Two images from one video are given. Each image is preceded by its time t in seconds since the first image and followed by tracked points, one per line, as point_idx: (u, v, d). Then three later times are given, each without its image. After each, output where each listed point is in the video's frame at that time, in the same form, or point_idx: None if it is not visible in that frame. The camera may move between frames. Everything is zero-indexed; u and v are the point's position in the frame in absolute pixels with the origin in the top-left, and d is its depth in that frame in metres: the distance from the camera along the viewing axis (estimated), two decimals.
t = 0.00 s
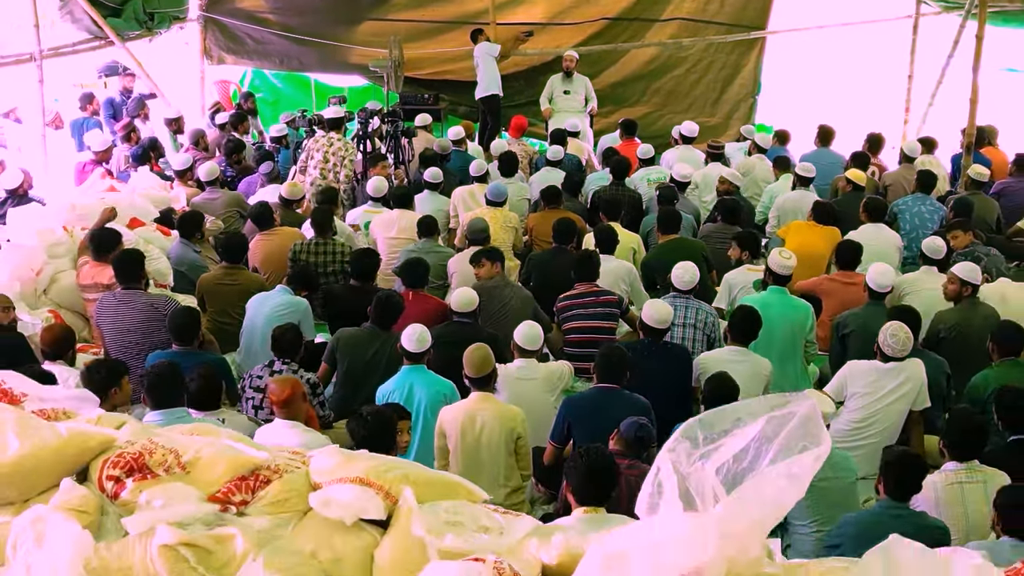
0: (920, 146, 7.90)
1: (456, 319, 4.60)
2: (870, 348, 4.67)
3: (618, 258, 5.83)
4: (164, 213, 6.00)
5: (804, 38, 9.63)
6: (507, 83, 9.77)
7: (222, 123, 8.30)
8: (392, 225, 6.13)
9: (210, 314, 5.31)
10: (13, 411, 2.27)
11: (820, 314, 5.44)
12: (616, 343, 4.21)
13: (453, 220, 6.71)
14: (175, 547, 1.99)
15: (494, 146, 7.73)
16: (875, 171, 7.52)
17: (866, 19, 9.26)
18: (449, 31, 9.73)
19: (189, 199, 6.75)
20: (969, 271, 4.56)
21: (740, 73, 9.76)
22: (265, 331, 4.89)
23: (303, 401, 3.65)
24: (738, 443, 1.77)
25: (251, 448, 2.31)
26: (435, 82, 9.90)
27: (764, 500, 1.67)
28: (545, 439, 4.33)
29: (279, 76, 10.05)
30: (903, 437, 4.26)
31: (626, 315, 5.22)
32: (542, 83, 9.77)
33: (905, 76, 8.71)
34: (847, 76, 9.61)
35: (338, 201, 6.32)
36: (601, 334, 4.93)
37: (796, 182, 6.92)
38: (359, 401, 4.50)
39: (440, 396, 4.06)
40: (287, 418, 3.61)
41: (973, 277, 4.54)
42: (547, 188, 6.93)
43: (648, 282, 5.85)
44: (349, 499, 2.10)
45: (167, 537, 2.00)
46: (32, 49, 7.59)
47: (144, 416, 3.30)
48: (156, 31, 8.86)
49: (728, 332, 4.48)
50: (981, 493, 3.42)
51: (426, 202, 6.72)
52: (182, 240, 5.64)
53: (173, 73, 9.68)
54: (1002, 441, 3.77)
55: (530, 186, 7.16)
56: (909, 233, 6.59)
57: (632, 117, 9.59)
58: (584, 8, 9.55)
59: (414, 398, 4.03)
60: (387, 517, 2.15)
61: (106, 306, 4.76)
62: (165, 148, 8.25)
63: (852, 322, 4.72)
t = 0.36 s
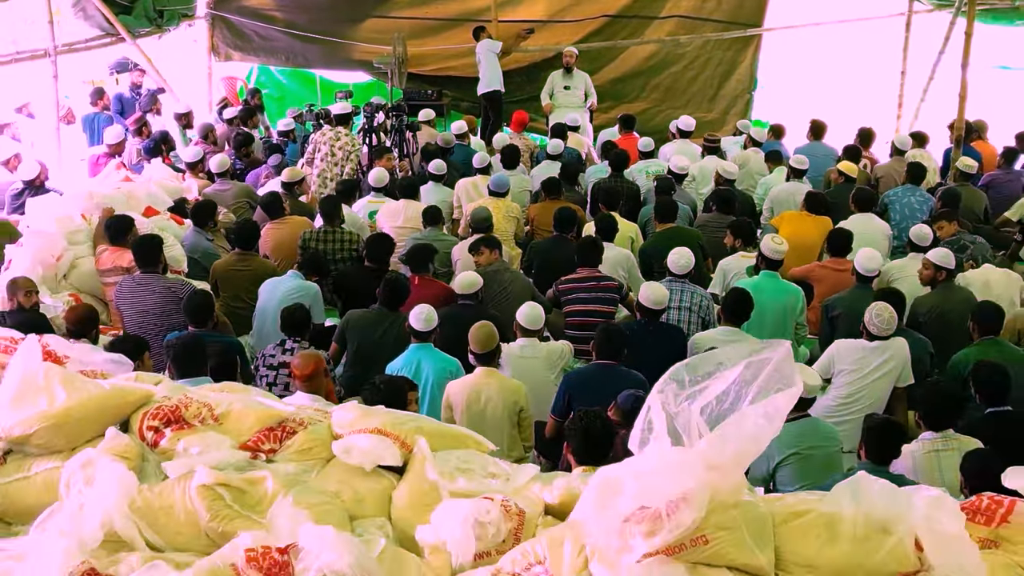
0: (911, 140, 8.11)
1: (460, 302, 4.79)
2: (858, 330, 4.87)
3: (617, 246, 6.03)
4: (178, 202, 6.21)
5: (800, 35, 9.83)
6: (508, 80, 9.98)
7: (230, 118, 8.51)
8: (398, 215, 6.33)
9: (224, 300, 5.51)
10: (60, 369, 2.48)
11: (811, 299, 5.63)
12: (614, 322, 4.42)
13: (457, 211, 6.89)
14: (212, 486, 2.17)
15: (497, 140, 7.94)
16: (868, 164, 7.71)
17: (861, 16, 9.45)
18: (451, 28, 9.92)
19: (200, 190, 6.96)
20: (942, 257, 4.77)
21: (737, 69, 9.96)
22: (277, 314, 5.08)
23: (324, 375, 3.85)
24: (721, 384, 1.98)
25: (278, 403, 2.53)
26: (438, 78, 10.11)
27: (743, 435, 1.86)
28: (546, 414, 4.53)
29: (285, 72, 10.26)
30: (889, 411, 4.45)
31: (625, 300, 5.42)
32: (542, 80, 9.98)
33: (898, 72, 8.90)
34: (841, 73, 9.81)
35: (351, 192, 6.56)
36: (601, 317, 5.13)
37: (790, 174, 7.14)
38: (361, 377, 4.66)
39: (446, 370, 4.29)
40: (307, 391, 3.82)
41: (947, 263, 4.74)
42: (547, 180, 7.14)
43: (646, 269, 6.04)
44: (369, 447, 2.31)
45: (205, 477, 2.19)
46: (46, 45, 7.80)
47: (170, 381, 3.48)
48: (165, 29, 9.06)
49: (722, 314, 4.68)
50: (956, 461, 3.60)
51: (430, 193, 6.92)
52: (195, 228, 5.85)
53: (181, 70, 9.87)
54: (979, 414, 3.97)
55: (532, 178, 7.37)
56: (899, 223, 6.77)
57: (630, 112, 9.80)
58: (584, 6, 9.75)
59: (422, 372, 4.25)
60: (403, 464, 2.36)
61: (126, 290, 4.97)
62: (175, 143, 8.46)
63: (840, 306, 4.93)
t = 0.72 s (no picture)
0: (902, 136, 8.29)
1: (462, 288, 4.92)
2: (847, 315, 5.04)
3: (616, 236, 6.20)
4: (188, 194, 6.37)
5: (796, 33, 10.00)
6: (508, 77, 10.17)
7: (236, 114, 8.69)
8: (402, 206, 6.50)
9: (235, 287, 5.69)
10: (93, 338, 2.63)
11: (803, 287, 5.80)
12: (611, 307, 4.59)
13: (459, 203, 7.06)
14: (238, 442, 2.35)
15: (497, 134, 8.13)
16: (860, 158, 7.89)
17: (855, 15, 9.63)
18: (452, 26, 10.10)
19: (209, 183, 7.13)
20: (923, 245, 5.01)
21: (734, 67, 10.14)
22: (286, 300, 5.25)
23: (334, 355, 4.01)
24: (708, 343, 2.14)
25: (297, 370, 2.71)
26: (440, 75, 10.29)
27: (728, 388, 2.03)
28: (546, 395, 4.70)
29: (289, 69, 10.45)
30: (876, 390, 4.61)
31: (624, 288, 5.59)
32: (542, 76, 10.16)
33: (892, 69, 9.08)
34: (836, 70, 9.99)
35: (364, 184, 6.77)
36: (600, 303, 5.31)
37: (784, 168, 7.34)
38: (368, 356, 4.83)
39: (450, 352, 4.43)
40: (317, 370, 3.98)
41: (928, 251, 4.99)
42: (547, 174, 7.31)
43: (643, 259, 6.21)
44: (383, 408, 2.49)
45: (233, 433, 2.36)
46: (58, 42, 7.97)
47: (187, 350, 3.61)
48: (173, 26, 9.23)
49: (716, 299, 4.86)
50: (935, 433, 3.66)
51: (432, 186, 7.10)
52: (205, 219, 6.02)
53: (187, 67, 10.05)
54: (960, 391, 4.14)
55: (532, 171, 7.56)
56: (890, 215, 6.91)
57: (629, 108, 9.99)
58: (584, 4, 9.92)
59: (427, 354, 4.40)
60: (414, 424, 2.54)
61: (141, 277, 5.15)
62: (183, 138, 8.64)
63: (830, 292, 5.10)
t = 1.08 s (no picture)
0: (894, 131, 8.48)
1: (466, 273, 5.16)
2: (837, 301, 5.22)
3: (615, 225, 6.38)
4: (199, 186, 6.56)
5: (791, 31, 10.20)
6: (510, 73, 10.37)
7: (243, 109, 8.88)
8: (407, 197, 6.70)
9: (246, 275, 5.87)
10: (124, 308, 2.81)
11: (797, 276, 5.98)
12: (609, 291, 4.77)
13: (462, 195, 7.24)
14: (263, 402, 2.53)
15: (498, 129, 8.33)
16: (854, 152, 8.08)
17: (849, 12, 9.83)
18: (454, 24, 10.31)
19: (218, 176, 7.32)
20: (915, 232, 5.22)
21: (731, 64, 10.33)
22: (296, 286, 5.43)
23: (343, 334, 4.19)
24: (695, 306, 2.34)
25: (315, 339, 2.90)
26: (442, 71, 10.48)
27: (713, 346, 2.22)
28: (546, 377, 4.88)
29: (294, 66, 10.65)
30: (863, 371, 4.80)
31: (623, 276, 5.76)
32: (543, 73, 10.37)
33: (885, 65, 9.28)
34: (831, 66, 10.19)
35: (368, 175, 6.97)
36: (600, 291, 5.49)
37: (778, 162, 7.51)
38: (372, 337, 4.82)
39: (454, 333, 4.62)
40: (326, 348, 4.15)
41: (920, 238, 5.19)
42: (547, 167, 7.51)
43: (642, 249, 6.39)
44: (395, 373, 2.69)
45: (258, 393, 2.55)
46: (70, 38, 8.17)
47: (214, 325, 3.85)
48: (181, 24, 9.43)
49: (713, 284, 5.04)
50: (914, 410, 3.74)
51: (435, 179, 7.30)
52: (217, 209, 6.20)
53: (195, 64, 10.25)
54: (942, 370, 4.33)
55: (533, 164, 7.75)
56: (882, 206, 7.05)
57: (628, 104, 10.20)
58: (583, 2, 10.14)
59: (433, 334, 4.58)
60: (424, 388, 2.73)
61: (156, 264, 5.33)
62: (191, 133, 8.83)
63: (821, 278, 5.29)
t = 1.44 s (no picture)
0: (887, 126, 8.67)
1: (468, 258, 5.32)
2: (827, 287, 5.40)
3: (613, 216, 6.56)
4: (209, 178, 6.74)
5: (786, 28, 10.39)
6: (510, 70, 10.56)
7: (249, 105, 9.06)
8: (411, 189, 6.87)
9: (254, 264, 6.02)
10: (151, 283, 3.00)
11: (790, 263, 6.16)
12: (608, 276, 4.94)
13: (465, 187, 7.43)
14: (283, 367, 2.73)
15: (499, 124, 8.51)
16: (846, 147, 8.27)
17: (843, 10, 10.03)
18: (455, 22, 10.52)
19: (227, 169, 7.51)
20: (906, 222, 5.37)
21: (727, 61, 10.52)
22: (305, 273, 5.61)
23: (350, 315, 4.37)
24: (685, 275, 2.52)
25: (331, 312, 3.09)
26: (444, 68, 10.67)
27: (702, 312, 2.40)
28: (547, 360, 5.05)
29: (298, 63, 10.84)
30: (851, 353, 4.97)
31: (622, 265, 5.92)
32: (542, 70, 10.57)
33: (878, 61, 9.47)
34: (825, 63, 10.40)
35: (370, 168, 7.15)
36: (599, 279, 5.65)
37: (773, 155, 7.69)
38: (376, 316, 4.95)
39: (458, 317, 4.80)
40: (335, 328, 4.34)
41: (911, 227, 5.34)
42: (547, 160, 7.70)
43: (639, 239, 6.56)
44: (405, 342, 2.87)
45: (277, 358, 2.74)
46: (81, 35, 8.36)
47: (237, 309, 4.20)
48: (188, 21, 9.63)
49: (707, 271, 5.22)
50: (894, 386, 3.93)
51: (438, 172, 7.50)
52: (226, 200, 6.38)
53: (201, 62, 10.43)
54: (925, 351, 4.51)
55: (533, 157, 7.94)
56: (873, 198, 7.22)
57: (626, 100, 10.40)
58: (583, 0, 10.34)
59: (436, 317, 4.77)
60: (433, 356, 2.92)
61: (170, 250, 5.52)
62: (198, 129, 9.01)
63: (811, 266, 5.47)
